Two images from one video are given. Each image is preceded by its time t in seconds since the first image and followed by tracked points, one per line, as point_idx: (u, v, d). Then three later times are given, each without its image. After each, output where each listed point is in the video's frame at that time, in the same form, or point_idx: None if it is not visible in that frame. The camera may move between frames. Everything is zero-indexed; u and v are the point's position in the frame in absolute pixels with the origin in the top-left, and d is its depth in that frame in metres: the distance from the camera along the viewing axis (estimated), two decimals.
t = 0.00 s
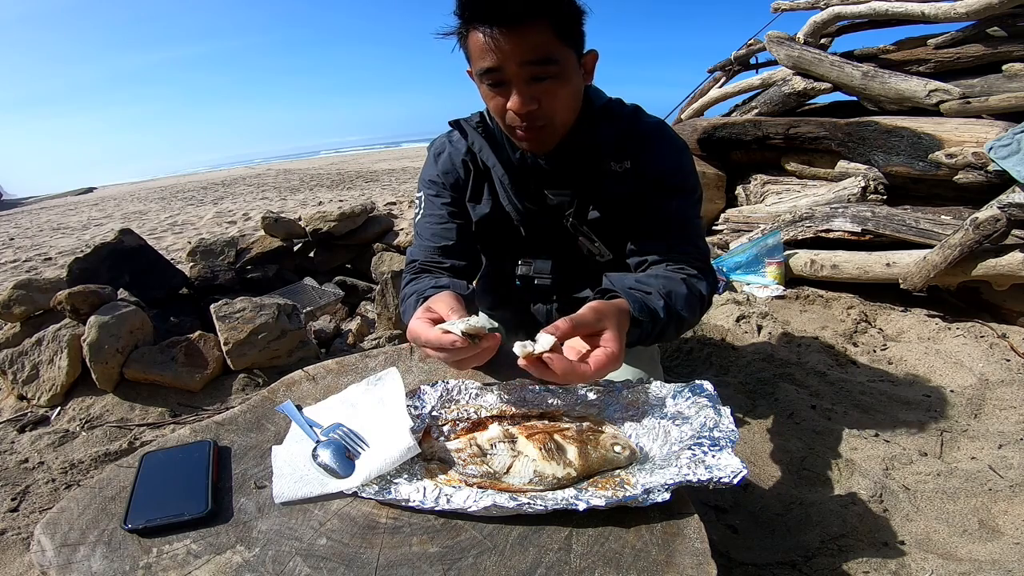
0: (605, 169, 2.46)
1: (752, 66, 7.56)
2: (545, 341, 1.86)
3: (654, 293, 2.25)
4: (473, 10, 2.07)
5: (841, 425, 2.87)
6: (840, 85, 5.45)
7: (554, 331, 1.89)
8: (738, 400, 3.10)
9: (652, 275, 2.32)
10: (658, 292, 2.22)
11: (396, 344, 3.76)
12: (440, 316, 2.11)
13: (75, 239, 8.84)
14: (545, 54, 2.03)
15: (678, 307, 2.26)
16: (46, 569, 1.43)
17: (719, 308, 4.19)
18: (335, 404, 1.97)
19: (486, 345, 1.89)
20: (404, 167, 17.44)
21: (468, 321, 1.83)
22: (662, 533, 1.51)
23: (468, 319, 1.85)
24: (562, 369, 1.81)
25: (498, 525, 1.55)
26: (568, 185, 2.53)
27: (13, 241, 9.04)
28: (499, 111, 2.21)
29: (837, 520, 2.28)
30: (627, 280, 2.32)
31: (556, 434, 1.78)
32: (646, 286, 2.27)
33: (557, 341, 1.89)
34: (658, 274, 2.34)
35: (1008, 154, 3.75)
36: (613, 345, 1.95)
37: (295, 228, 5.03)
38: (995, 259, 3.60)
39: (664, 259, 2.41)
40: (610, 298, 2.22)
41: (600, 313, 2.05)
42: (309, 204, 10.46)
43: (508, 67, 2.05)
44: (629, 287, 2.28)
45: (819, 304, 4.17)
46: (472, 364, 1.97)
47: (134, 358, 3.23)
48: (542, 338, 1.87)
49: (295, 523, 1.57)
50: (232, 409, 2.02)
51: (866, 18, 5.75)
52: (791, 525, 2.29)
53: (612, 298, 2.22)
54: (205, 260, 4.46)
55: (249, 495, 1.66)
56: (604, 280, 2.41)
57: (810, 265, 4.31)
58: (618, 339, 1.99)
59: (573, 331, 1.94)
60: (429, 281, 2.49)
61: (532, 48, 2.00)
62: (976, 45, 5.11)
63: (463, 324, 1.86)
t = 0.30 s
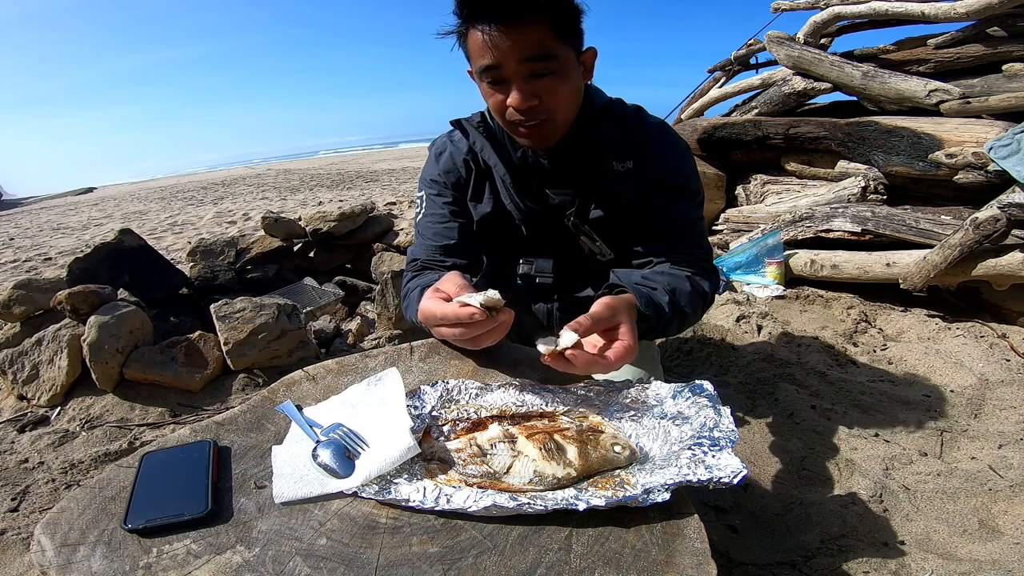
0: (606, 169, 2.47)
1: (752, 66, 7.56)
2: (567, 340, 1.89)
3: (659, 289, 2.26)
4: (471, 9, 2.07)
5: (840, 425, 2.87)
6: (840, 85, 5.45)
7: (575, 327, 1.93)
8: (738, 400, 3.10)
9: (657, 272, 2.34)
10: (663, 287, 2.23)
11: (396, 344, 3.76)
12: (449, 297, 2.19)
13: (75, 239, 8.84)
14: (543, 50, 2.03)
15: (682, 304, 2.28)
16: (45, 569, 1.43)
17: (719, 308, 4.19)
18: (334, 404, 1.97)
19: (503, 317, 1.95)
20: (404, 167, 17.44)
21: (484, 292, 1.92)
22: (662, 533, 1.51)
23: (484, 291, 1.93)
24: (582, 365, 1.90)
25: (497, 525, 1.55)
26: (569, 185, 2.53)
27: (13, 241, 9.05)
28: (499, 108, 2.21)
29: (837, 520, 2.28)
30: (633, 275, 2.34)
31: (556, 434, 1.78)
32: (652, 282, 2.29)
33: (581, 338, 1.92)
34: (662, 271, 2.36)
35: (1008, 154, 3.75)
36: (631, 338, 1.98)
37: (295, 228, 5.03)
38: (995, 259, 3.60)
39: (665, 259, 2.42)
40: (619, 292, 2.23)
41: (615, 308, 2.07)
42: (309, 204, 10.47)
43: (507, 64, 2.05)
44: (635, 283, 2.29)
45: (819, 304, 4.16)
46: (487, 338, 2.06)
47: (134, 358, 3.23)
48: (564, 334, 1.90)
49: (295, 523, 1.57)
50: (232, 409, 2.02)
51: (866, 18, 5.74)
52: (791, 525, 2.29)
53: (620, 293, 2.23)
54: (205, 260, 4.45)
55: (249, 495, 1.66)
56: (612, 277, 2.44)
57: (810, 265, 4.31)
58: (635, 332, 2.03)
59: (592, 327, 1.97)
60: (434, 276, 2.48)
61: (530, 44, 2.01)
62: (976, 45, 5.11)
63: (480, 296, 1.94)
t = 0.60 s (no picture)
0: (608, 169, 2.47)
1: (752, 66, 7.56)
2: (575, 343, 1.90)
3: (660, 289, 2.26)
4: (474, 7, 2.08)
5: (840, 425, 2.87)
6: (840, 85, 5.45)
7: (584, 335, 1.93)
8: (738, 401, 3.10)
9: (658, 272, 2.34)
10: (664, 287, 2.23)
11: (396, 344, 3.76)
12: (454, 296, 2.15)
13: (75, 239, 8.84)
14: (545, 48, 2.04)
15: (683, 304, 2.28)
16: (45, 569, 1.43)
17: (719, 308, 4.19)
18: (334, 404, 1.97)
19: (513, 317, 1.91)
20: (404, 167, 17.44)
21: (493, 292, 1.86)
22: (662, 533, 1.51)
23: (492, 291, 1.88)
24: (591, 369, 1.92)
25: (497, 525, 1.55)
26: (571, 184, 2.53)
27: (13, 241, 9.05)
28: (501, 106, 2.21)
29: (837, 520, 2.28)
30: (636, 276, 2.33)
31: (556, 434, 1.78)
32: (654, 282, 2.28)
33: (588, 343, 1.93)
34: (664, 271, 2.36)
35: (1008, 154, 3.75)
36: (638, 339, 2.02)
37: (295, 228, 5.03)
38: (995, 259, 3.59)
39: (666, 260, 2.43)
40: (621, 293, 2.21)
41: (620, 309, 2.05)
42: (309, 204, 10.47)
43: (509, 61, 2.06)
44: (637, 283, 2.29)
45: (819, 304, 4.16)
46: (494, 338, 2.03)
47: (134, 358, 3.23)
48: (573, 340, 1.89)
49: (294, 523, 1.57)
50: (232, 409, 2.02)
51: (866, 18, 5.74)
52: (791, 525, 2.29)
53: (622, 293, 2.22)
54: (205, 260, 4.45)
55: (249, 495, 1.66)
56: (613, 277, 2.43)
57: (810, 265, 4.31)
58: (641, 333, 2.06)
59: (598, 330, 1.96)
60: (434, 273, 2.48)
61: (532, 41, 2.01)
62: (976, 45, 5.11)
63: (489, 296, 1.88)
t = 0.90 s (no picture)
0: (609, 168, 2.47)
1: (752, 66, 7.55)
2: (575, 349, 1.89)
3: (661, 291, 2.26)
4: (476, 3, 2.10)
5: (840, 425, 2.87)
6: (840, 85, 5.45)
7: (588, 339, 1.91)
8: (738, 401, 3.10)
9: (659, 274, 2.34)
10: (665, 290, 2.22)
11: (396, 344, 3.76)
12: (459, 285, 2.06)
13: (76, 239, 8.84)
14: (547, 42, 2.05)
15: (684, 306, 2.28)
16: (45, 569, 1.43)
17: (719, 308, 4.19)
18: (335, 404, 1.97)
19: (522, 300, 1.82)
20: (404, 167, 17.44)
21: (503, 273, 1.79)
22: (662, 533, 1.51)
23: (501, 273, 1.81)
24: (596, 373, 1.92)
25: (497, 525, 1.55)
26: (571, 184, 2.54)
27: (13, 241, 9.05)
28: (503, 103, 2.21)
29: (837, 520, 2.28)
30: (637, 277, 2.34)
31: (556, 434, 1.78)
32: (655, 284, 2.28)
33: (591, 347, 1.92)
34: (664, 272, 2.36)
35: (1008, 154, 3.75)
36: (639, 342, 2.01)
37: (295, 228, 5.03)
38: (995, 259, 3.59)
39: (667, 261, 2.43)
40: (622, 294, 2.21)
41: (622, 312, 2.03)
42: (309, 204, 10.47)
43: (511, 57, 2.07)
44: (638, 284, 2.29)
45: (819, 304, 4.16)
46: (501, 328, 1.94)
47: (134, 358, 3.23)
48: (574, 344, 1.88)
49: (294, 523, 1.57)
50: (232, 409, 2.02)
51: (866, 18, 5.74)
52: (791, 525, 2.29)
53: (624, 294, 2.21)
54: (205, 260, 4.45)
55: (249, 495, 1.66)
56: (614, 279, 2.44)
57: (810, 265, 4.31)
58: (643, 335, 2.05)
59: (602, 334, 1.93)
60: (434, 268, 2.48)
61: (534, 36, 2.02)
62: (976, 45, 5.11)
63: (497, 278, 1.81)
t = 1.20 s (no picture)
0: (609, 169, 2.47)
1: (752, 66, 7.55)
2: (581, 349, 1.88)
3: (662, 292, 2.26)
4: (475, 3, 2.11)
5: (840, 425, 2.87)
6: (840, 85, 5.45)
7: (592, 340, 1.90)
8: (738, 401, 3.10)
9: (659, 275, 2.34)
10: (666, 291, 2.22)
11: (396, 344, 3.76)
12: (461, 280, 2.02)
13: (75, 239, 8.84)
14: (547, 42, 2.05)
15: (684, 306, 2.29)
16: (45, 569, 1.43)
17: (719, 308, 4.19)
18: (334, 403, 1.97)
19: (526, 291, 1.77)
20: (404, 167, 17.44)
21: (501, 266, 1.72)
22: (662, 533, 1.51)
23: (499, 267, 1.75)
24: (598, 374, 1.94)
25: (497, 525, 1.55)
26: (572, 184, 2.54)
27: (13, 241, 9.05)
28: (502, 102, 2.21)
29: (838, 520, 2.28)
30: (638, 277, 2.34)
31: (556, 434, 1.78)
32: (656, 284, 2.28)
33: (596, 348, 1.91)
34: (664, 273, 2.37)
35: (1008, 154, 3.75)
36: (641, 344, 2.03)
37: (295, 228, 5.03)
38: (995, 259, 3.59)
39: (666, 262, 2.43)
40: (623, 295, 2.22)
41: (625, 313, 2.04)
42: (309, 204, 10.47)
43: (511, 57, 2.07)
44: (639, 285, 2.29)
45: (819, 304, 4.16)
46: (510, 320, 1.91)
47: (134, 358, 3.23)
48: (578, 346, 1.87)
49: (294, 523, 1.57)
50: (232, 409, 2.02)
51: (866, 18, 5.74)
52: (791, 525, 2.29)
53: (625, 295, 2.22)
54: (205, 260, 4.45)
55: (249, 495, 1.66)
56: (615, 280, 2.44)
57: (810, 265, 4.31)
58: (643, 335, 2.08)
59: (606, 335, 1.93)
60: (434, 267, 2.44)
61: (534, 35, 2.02)
62: (976, 45, 5.11)
63: (497, 273, 1.74)
